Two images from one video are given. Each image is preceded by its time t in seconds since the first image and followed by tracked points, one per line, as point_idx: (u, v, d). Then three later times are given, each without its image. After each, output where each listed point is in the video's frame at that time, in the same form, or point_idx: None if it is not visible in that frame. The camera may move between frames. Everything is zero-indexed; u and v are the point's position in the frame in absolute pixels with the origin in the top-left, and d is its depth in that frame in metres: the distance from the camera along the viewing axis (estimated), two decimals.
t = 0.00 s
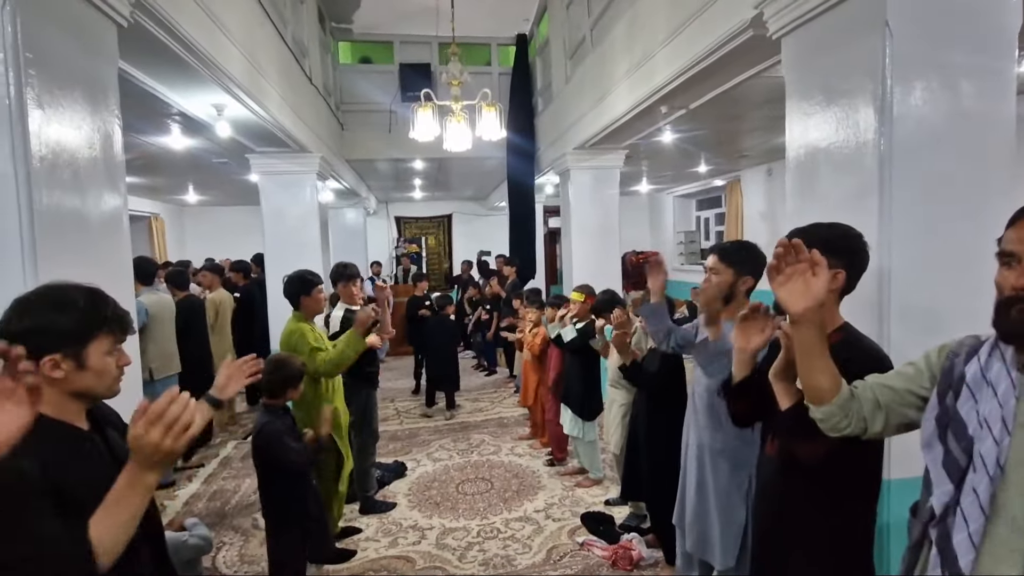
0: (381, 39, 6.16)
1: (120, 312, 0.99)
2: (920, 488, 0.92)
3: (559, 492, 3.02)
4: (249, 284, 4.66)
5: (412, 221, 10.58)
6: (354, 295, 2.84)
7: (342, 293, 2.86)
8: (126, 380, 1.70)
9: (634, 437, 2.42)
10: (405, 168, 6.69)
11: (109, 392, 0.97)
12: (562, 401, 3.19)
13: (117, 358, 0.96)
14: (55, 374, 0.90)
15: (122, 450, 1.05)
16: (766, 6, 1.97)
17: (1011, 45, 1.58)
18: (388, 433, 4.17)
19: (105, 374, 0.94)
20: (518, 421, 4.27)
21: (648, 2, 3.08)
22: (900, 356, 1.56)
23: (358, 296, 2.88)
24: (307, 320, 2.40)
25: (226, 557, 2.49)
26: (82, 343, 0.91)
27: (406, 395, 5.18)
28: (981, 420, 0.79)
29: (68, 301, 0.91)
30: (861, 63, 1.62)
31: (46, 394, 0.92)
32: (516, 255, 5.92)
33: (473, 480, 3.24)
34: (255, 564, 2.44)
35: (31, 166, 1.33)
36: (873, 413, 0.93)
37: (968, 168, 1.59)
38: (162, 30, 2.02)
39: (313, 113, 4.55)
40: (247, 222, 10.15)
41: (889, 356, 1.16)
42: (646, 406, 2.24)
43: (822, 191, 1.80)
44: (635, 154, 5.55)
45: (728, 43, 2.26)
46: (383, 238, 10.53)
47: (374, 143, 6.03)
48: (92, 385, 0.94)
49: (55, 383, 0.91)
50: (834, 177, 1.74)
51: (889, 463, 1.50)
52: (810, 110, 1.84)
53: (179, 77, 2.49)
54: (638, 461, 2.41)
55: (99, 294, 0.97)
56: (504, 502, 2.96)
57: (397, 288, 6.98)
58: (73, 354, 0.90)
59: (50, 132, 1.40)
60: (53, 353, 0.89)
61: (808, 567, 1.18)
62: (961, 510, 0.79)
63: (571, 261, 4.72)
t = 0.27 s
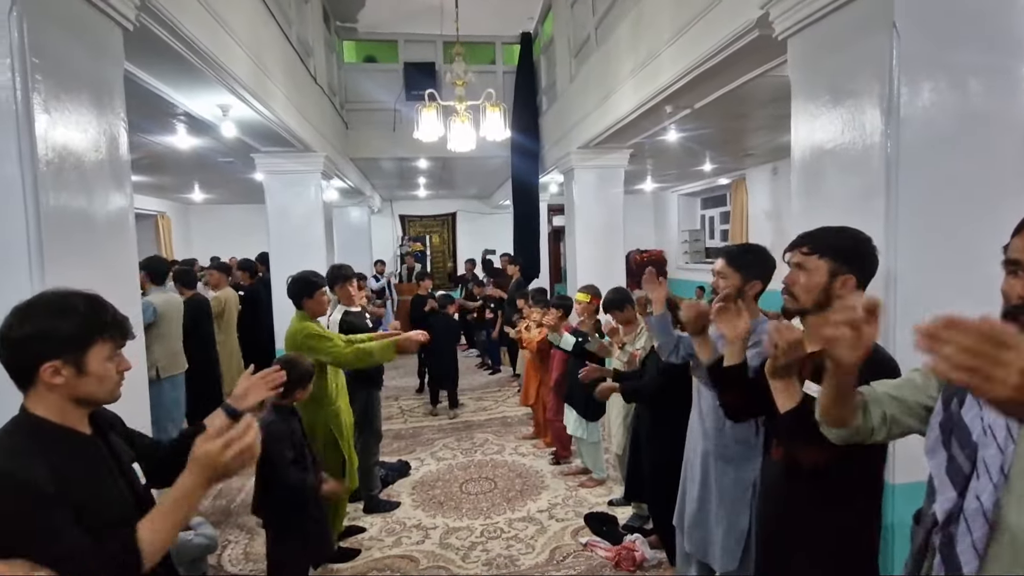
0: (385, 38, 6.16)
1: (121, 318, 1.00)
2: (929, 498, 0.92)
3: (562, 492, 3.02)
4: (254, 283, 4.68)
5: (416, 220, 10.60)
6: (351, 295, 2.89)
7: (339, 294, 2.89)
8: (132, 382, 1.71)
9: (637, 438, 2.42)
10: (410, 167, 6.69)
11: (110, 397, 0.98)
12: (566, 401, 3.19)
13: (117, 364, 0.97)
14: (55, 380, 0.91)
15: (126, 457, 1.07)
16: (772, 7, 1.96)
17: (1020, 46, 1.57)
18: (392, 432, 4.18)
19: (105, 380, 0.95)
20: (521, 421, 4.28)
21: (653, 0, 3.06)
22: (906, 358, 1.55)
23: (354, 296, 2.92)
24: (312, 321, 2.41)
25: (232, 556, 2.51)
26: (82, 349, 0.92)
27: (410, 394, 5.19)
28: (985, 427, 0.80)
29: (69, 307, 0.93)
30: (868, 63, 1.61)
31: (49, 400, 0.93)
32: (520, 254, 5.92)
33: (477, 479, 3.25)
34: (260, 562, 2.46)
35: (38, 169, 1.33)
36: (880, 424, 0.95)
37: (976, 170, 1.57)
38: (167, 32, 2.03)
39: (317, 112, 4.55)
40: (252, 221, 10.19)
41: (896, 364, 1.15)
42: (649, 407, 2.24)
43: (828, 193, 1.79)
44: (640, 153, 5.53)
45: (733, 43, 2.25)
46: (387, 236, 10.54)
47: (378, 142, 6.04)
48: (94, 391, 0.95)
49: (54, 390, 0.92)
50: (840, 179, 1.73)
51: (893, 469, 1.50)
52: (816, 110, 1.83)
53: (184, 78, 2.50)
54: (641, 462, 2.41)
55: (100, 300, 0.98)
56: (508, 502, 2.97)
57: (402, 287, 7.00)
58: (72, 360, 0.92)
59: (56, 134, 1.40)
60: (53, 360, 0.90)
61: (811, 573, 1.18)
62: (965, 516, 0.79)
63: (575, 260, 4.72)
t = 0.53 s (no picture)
0: (388, 37, 6.16)
1: (123, 324, 1.00)
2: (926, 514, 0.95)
3: (565, 494, 3.02)
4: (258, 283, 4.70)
5: (420, 219, 10.60)
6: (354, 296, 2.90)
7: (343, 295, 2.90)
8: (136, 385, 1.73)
9: (639, 441, 2.42)
10: (413, 166, 6.69)
11: (115, 404, 0.98)
12: (568, 402, 3.19)
13: (121, 369, 0.97)
14: (60, 388, 0.92)
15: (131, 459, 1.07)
16: (776, 9, 1.95)
17: None
18: (395, 431, 4.19)
19: (109, 386, 0.95)
20: (524, 421, 4.28)
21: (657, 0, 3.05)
22: (909, 364, 1.54)
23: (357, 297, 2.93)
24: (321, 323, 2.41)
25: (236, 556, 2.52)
26: (85, 355, 0.93)
27: (413, 393, 5.20)
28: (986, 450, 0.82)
29: (71, 315, 0.93)
30: (871, 66, 1.60)
31: (54, 407, 0.94)
32: (524, 254, 5.92)
33: (480, 480, 3.26)
34: (264, 562, 2.47)
35: (41, 175, 1.34)
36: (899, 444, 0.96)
37: (980, 173, 1.56)
38: (170, 35, 2.03)
39: (321, 113, 4.56)
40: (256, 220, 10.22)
41: (891, 372, 1.16)
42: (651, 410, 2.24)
43: (831, 196, 1.78)
44: (643, 152, 5.51)
45: (736, 44, 2.24)
46: (391, 235, 10.55)
47: (382, 142, 6.04)
48: (98, 398, 0.95)
49: (59, 397, 0.93)
50: (843, 182, 1.72)
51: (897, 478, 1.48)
52: (820, 113, 1.82)
53: (188, 80, 2.50)
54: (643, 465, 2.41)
55: (102, 307, 0.99)
56: (511, 502, 2.97)
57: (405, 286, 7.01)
58: (76, 367, 0.92)
59: (60, 140, 1.41)
60: (57, 367, 0.91)
61: None
62: (964, 535, 0.81)
63: (578, 261, 4.71)
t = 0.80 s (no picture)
0: (390, 38, 6.15)
1: (120, 330, 0.99)
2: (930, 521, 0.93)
3: (564, 497, 3.02)
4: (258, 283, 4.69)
5: (421, 219, 10.59)
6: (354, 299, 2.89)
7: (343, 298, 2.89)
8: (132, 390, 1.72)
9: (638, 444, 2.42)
10: (414, 167, 6.69)
11: (111, 410, 0.97)
12: (568, 405, 3.18)
13: (117, 376, 0.97)
14: (54, 394, 0.92)
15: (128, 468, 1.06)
16: (776, 12, 1.94)
17: None
18: (395, 433, 4.19)
19: (104, 393, 0.95)
20: (524, 423, 4.27)
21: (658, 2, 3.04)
22: (910, 370, 1.53)
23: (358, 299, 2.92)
24: (317, 325, 2.41)
25: (234, 559, 2.52)
26: (79, 361, 0.92)
27: (413, 395, 5.20)
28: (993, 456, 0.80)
29: (64, 321, 0.93)
30: (872, 69, 1.59)
31: (49, 414, 0.94)
32: (525, 255, 5.91)
33: (479, 482, 3.25)
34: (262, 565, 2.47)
35: (37, 179, 1.34)
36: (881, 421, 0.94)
37: (982, 178, 1.55)
38: (169, 38, 2.03)
39: (321, 113, 4.56)
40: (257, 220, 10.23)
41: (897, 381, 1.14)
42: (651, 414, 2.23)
43: (832, 200, 1.76)
44: (644, 154, 5.50)
45: (737, 47, 2.23)
46: (392, 236, 10.55)
47: (383, 142, 6.04)
48: (93, 405, 0.94)
49: (53, 403, 0.92)
50: (844, 187, 1.71)
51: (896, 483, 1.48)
52: (821, 116, 1.81)
53: (187, 82, 2.50)
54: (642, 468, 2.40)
55: (98, 314, 0.98)
56: (510, 505, 2.96)
57: (406, 287, 7.01)
58: (69, 373, 0.92)
59: (56, 144, 1.41)
60: (52, 373, 0.91)
61: None
62: (968, 544, 0.80)
63: (579, 262, 4.70)
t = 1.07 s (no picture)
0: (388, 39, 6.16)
1: (115, 335, 1.00)
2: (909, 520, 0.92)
3: (558, 500, 3.01)
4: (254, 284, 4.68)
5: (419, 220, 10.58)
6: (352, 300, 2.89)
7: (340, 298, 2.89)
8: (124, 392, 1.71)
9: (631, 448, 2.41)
10: (412, 168, 6.69)
11: (100, 417, 0.97)
12: (562, 407, 3.18)
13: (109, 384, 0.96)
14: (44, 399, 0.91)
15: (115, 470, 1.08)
16: (772, 17, 1.94)
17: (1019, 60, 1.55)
18: (390, 434, 4.18)
19: (94, 400, 0.94)
20: (519, 425, 4.26)
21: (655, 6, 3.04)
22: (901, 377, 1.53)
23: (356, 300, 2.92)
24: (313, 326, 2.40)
25: (226, 562, 2.50)
26: (73, 367, 0.92)
27: (409, 396, 5.19)
28: (974, 456, 0.78)
29: (61, 326, 0.93)
30: (866, 76, 1.59)
31: (37, 417, 0.94)
32: (522, 257, 5.91)
33: (473, 485, 3.24)
34: (254, 567, 2.46)
35: (26, 179, 1.33)
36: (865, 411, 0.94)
37: (974, 185, 1.55)
38: (164, 39, 2.02)
39: (319, 114, 4.55)
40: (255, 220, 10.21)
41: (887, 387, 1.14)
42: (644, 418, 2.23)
43: (825, 205, 1.77)
44: (642, 156, 5.51)
45: (733, 52, 2.24)
46: (390, 236, 10.54)
47: (381, 143, 6.04)
48: (83, 411, 0.94)
49: (45, 408, 0.92)
50: (838, 193, 1.71)
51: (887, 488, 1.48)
52: (815, 121, 1.81)
53: (183, 83, 2.49)
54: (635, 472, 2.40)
55: (95, 318, 0.98)
56: (503, 508, 2.96)
57: (402, 288, 7.01)
58: (62, 378, 0.91)
59: (47, 144, 1.40)
60: (19, 369, 0.88)
61: None
62: (950, 549, 0.77)
63: (575, 264, 4.70)
